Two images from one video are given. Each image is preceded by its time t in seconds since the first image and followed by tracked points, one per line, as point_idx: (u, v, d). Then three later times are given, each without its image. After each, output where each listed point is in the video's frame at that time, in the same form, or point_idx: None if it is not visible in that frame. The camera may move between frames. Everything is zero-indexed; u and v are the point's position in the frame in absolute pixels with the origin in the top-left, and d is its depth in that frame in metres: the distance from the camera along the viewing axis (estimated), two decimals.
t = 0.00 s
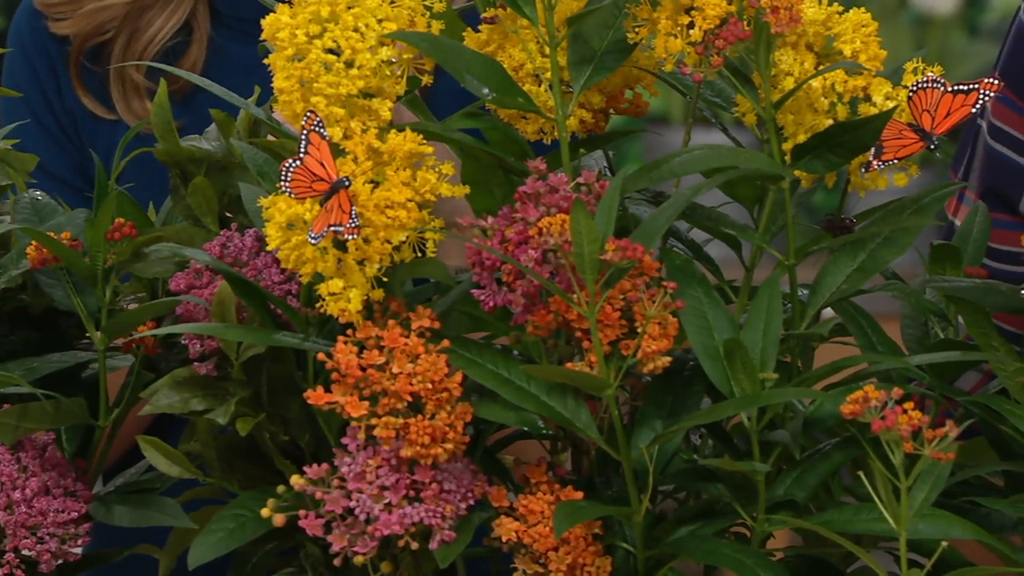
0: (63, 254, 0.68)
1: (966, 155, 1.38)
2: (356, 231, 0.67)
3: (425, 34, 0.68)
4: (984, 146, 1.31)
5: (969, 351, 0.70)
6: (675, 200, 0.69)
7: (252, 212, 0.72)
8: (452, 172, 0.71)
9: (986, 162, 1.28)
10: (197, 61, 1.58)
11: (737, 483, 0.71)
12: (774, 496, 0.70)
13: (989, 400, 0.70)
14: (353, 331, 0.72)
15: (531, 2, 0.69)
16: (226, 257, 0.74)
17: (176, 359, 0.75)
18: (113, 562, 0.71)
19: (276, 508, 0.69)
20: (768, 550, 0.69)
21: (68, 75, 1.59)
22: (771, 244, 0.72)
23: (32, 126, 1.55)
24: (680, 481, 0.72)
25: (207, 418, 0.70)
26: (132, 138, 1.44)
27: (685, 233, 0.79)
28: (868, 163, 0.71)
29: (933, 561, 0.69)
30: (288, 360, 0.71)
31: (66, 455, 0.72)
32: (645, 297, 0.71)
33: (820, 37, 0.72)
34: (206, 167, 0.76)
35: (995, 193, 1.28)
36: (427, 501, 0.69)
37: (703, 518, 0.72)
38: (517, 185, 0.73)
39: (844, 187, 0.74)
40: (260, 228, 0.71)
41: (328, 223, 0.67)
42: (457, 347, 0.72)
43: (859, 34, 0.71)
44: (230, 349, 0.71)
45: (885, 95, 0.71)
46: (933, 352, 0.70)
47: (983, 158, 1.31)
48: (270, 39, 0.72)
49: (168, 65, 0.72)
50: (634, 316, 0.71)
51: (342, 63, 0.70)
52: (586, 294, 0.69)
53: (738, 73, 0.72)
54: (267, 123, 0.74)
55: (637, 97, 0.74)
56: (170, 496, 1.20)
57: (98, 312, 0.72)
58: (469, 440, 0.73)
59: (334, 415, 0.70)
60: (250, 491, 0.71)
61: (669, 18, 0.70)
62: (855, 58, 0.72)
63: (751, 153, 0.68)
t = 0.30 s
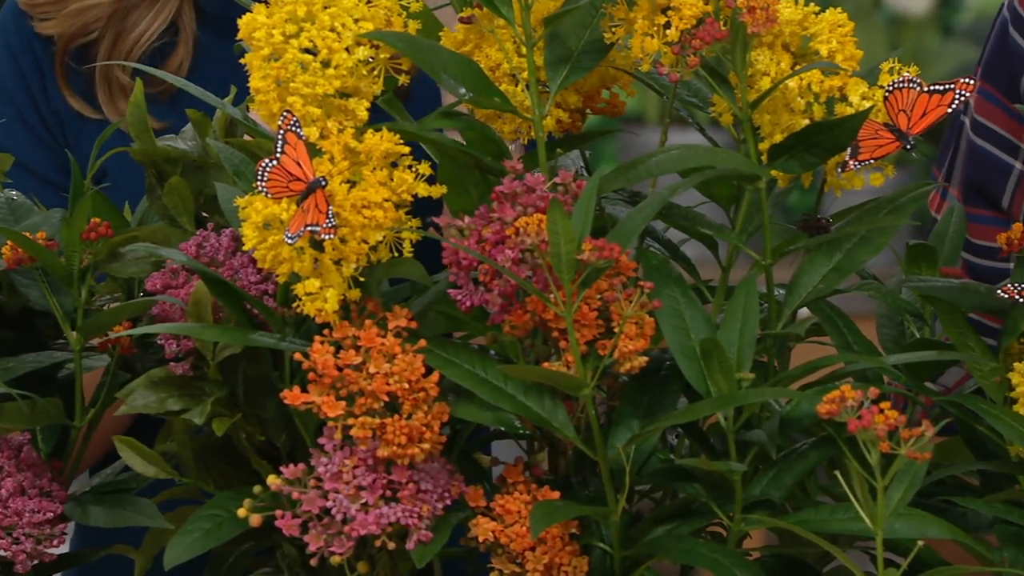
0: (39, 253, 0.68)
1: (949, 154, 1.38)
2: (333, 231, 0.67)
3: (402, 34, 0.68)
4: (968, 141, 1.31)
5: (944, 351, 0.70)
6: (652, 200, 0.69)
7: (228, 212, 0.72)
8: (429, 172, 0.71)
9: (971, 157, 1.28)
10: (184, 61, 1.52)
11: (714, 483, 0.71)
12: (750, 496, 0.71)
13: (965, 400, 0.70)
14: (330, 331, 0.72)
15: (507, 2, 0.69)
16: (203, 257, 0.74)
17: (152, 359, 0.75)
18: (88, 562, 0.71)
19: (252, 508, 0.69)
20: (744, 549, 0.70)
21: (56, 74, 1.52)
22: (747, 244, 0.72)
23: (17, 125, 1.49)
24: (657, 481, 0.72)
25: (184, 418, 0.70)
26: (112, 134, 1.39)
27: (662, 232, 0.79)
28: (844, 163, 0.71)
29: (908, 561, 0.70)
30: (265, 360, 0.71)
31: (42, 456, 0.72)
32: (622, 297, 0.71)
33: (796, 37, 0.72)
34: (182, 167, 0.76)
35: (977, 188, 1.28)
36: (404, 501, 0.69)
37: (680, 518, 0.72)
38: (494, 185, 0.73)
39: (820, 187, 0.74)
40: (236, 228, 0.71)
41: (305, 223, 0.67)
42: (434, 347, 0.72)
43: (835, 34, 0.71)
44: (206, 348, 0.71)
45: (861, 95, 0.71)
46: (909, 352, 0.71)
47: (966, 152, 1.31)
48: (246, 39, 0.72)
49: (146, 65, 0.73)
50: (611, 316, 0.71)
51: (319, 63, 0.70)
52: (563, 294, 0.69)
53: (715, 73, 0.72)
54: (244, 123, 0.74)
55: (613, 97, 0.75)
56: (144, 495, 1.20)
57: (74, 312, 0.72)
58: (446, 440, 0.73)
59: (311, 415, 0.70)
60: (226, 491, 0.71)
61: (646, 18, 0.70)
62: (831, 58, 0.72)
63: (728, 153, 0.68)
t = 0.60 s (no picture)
0: (15, 253, 0.68)
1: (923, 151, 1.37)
2: (310, 231, 0.67)
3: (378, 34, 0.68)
4: (946, 138, 1.29)
5: (921, 351, 0.70)
6: (629, 200, 0.69)
7: (205, 212, 0.72)
8: (406, 172, 0.71)
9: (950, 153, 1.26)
10: (187, 64, 1.43)
11: (690, 483, 0.71)
12: (726, 495, 0.71)
13: (941, 400, 0.70)
14: (306, 331, 0.71)
15: (484, 2, 0.69)
16: (179, 257, 0.74)
17: (128, 359, 0.75)
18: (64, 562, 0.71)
19: (229, 508, 0.69)
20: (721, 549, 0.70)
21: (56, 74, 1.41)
22: (724, 244, 0.72)
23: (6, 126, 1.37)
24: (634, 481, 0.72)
25: (160, 418, 0.70)
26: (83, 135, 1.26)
27: (640, 232, 0.79)
28: (821, 163, 0.71)
29: (885, 560, 0.70)
30: (241, 360, 0.71)
31: (17, 456, 0.72)
32: (599, 297, 0.70)
33: (773, 37, 0.71)
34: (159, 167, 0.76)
35: (954, 184, 1.27)
36: (381, 501, 0.69)
37: (656, 517, 0.72)
38: (471, 185, 0.73)
39: (797, 187, 0.74)
40: (213, 227, 0.70)
41: (282, 223, 0.67)
42: (410, 347, 0.72)
43: (811, 34, 0.71)
44: (182, 349, 0.71)
45: (837, 95, 0.72)
46: (886, 352, 0.71)
47: (944, 149, 1.29)
48: (222, 38, 0.71)
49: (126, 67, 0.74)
50: (588, 316, 0.71)
51: (295, 62, 0.70)
52: (540, 294, 0.69)
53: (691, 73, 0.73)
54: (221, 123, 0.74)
55: (591, 98, 0.75)
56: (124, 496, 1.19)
57: (50, 312, 0.72)
58: (423, 440, 0.73)
59: (288, 415, 0.70)
60: (202, 491, 0.71)
61: (623, 18, 0.70)
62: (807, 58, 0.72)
63: (705, 153, 0.69)
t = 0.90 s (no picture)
0: None
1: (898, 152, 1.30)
2: (286, 231, 0.67)
3: (356, 34, 0.68)
4: (919, 135, 1.23)
5: (897, 350, 0.70)
6: (606, 200, 0.69)
7: (181, 211, 0.72)
8: (383, 172, 0.71)
9: (922, 151, 1.21)
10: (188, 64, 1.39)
11: (667, 482, 0.71)
12: (703, 495, 0.71)
13: (918, 399, 0.70)
14: (283, 331, 0.71)
15: (461, 2, 0.69)
16: (156, 257, 0.74)
17: (104, 360, 0.76)
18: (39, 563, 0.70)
19: (205, 508, 0.69)
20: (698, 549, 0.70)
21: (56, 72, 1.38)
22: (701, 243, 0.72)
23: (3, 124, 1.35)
24: (610, 480, 0.72)
25: (137, 418, 0.70)
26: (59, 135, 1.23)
27: (616, 232, 0.79)
28: (797, 163, 0.71)
29: (861, 560, 0.70)
30: (218, 360, 0.71)
31: None
32: (576, 297, 0.70)
33: (749, 37, 0.72)
34: (135, 167, 0.76)
35: (927, 182, 1.22)
36: (358, 501, 0.69)
37: (634, 517, 0.72)
38: (449, 185, 0.72)
39: (774, 187, 0.74)
40: (189, 227, 0.70)
41: (259, 222, 0.67)
42: (388, 347, 0.72)
43: (788, 34, 0.71)
44: (159, 349, 0.71)
45: (814, 95, 0.72)
46: (862, 352, 0.71)
47: (917, 146, 1.24)
48: (199, 38, 0.71)
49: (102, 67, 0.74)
50: (565, 316, 0.71)
51: (272, 62, 0.70)
52: (517, 294, 0.69)
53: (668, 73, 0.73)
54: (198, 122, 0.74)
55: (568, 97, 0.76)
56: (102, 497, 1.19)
57: (26, 312, 0.72)
58: (400, 440, 0.72)
59: (265, 415, 0.70)
60: (179, 491, 0.71)
61: (600, 18, 0.70)
62: (784, 58, 0.72)
63: (682, 153, 0.69)
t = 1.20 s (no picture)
0: None
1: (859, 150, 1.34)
2: (263, 231, 0.67)
3: (333, 33, 0.68)
4: (885, 133, 1.28)
5: (873, 350, 0.70)
6: (583, 200, 0.69)
7: (158, 211, 0.72)
8: (360, 171, 0.71)
9: (890, 150, 1.26)
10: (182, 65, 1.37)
11: (644, 482, 0.71)
12: (680, 495, 0.71)
13: (894, 399, 0.70)
14: (260, 331, 0.71)
15: (438, 2, 0.69)
16: (132, 257, 0.74)
17: (81, 360, 0.76)
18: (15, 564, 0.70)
19: (182, 508, 0.69)
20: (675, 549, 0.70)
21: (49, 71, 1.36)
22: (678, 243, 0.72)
23: None
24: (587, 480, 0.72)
25: (113, 418, 0.70)
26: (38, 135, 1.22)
27: (593, 232, 0.79)
28: (774, 163, 0.71)
29: (838, 559, 0.70)
30: (195, 360, 0.71)
31: None
32: (553, 297, 0.70)
33: (726, 37, 0.72)
34: (112, 167, 0.77)
35: (893, 180, 1.28)
36: (334, 501, 0.69)
37: (611, 517, 0.72)
38: (426, 185, 0.72)
39: (750, 187, 0.74)
40: (165, 228, 0.70)
41: (236, 222, 0.67)
42: (364, 346, 0.71)
43: (765, 34, 0.72)
44: (135, 349, 0.71)
45: (790, 95, 0.72)
46: (838, 352, 0.71)
47: (882, 145, 1.29)
48: (175, 37, 0.71)
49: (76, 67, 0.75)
50: (542, 315, 0.71)
51: (248, 62, 0.70)
52: (494, 294, 0.69)
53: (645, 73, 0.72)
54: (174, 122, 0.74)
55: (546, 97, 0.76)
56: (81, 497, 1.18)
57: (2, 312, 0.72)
58: (377, 440, 0.72)
59: (241, 415, 0.70)
60: (156, 491, 0.71)
61: (577, 18, 0.70)
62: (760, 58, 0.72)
63: (658, 153, 0.69)
